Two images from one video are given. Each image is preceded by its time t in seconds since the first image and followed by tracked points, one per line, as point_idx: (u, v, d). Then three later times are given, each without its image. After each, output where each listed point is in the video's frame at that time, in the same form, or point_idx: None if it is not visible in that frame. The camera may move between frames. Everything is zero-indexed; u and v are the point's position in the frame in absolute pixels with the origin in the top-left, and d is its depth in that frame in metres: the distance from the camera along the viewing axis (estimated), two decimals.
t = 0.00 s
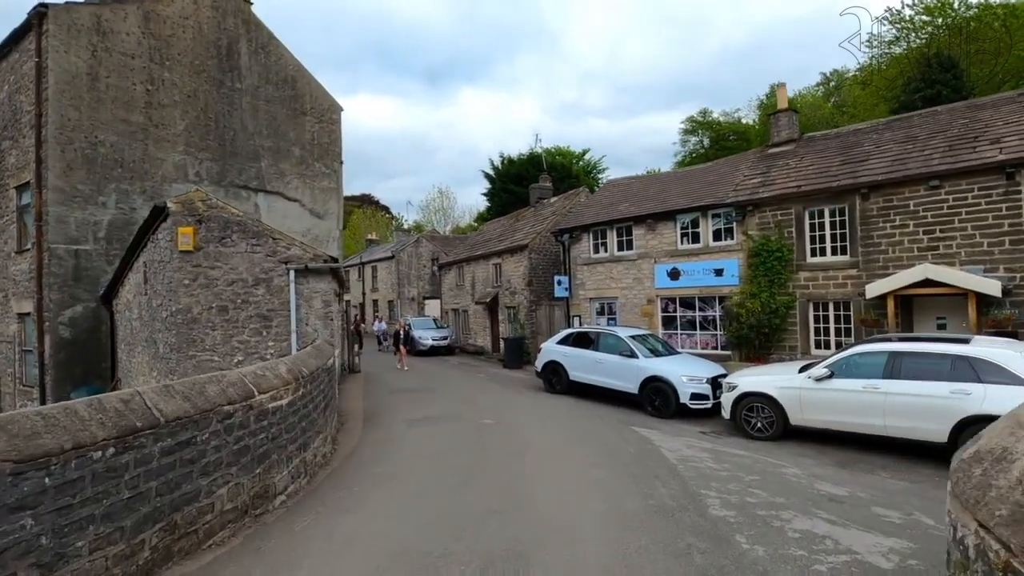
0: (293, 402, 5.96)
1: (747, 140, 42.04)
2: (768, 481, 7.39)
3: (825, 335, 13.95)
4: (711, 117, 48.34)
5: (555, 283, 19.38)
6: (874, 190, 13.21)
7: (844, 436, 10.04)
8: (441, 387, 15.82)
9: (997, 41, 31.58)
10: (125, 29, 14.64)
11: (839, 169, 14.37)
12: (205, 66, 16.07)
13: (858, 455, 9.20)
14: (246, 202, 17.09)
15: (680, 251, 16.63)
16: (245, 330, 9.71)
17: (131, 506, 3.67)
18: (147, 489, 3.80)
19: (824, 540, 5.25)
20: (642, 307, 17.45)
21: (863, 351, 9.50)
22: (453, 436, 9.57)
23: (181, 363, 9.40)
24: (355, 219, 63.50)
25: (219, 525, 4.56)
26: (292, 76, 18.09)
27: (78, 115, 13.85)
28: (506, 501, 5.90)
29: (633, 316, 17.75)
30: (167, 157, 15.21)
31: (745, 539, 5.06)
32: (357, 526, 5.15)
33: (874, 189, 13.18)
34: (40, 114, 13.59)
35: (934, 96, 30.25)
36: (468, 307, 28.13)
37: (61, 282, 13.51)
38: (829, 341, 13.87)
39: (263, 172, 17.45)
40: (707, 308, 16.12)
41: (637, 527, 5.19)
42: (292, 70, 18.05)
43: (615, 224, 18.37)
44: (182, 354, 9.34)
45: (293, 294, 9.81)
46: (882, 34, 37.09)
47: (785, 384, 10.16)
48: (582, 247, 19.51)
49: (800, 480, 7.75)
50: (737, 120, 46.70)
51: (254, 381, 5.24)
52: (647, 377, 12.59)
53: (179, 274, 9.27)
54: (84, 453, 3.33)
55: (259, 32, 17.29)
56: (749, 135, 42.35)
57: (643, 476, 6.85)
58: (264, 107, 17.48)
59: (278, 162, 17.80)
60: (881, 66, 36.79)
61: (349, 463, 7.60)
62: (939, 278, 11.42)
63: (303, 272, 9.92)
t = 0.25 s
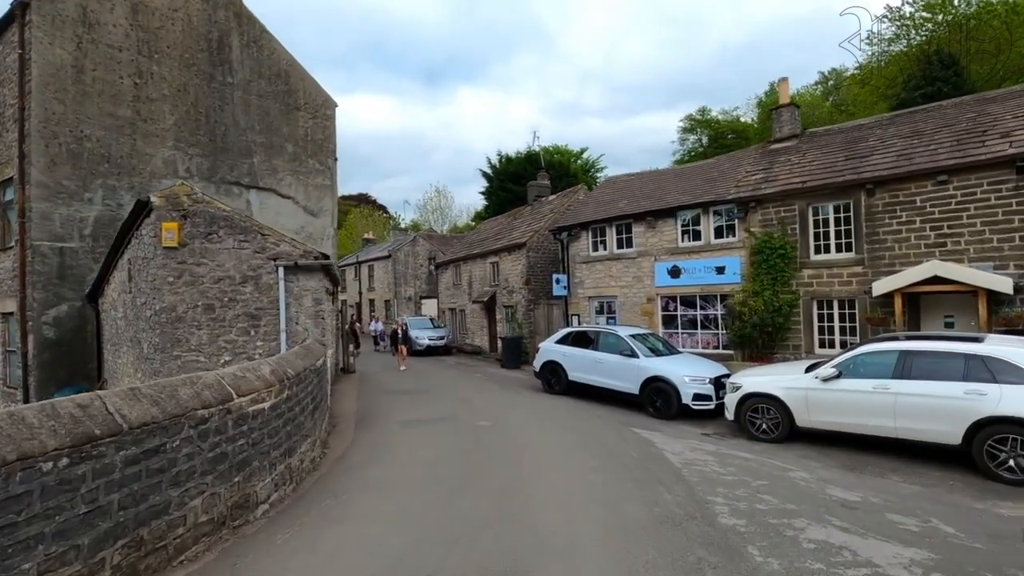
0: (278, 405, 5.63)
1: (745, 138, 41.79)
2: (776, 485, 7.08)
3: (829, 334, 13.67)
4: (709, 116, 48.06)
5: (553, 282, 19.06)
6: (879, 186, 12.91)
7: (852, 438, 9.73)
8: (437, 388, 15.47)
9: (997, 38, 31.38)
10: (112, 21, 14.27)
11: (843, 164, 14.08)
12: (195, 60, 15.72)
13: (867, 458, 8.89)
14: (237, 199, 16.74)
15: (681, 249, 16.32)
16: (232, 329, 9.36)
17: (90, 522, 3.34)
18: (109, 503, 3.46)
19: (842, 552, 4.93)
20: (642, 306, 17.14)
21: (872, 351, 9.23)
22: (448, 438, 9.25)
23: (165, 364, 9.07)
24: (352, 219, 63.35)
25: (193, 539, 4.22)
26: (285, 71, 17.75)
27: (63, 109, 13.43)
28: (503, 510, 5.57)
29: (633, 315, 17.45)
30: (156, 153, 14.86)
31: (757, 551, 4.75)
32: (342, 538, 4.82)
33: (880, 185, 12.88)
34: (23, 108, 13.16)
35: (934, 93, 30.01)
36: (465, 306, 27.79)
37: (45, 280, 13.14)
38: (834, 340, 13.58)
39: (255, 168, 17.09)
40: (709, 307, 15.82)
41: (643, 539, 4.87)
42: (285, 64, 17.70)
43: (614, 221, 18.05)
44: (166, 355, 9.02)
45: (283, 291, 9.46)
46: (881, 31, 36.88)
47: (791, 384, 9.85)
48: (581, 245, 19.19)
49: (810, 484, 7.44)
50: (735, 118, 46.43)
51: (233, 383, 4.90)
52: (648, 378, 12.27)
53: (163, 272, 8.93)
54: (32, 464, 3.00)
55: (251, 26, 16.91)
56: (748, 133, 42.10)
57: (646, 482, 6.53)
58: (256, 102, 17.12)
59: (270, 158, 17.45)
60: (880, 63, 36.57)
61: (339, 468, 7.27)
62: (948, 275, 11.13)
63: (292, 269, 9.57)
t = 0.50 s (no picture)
0: (253, 408, 5.19)
1: (745, 135, 41.38)
2: (788, 492, 6.67)
3: (836, 331, 13.28)
4: (709, 112, 47.63)
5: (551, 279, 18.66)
6: (888, 178, 12.51)
7: (864, 440, 9.34)
8: (432, 388, 15.05)
9: (1001, 33, 30.97)
10: (94, 9, 13.90)
11: (850, 157, 13.68)
12: (183, 51, 15.30)
13: (880, 462, 8.49)
14: (227, 194, 16.32)
15: (683, 245, 15.92)
16: (215, 328, 8.93)
17: (21, 545, 2.91)
18: (46, 522, 3.04)
19: (865, 568, 4.52)
20: (643, 303, 16.76)
21: (885, 349, 8.82)
22: (442, 441, 8.82)
23: (144, 363, 8.67)
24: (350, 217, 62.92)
25: (151, 559, 3.80)
26: (276, 63, 17.33)
27: (43, 99, 13.14)
28: (498, 523, 5.15)
29: (633, 313, 17.05)
30: (141, 146, 14.48)
31: (776, 568, 4.33)
32: (321, 556, 4.40)
33: (889, 177, 12.47)
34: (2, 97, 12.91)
35: (936, 88, 29.63)
36: (462, 304, 27.38)
37: (24, 278, 12.95)
38: (840, 338, 13.19)
39: (246, 163, 16.67)
40: (711, 304, 15.42)
41: (651, 556, 4.44)
42: (277, 56, 17.27)
43: (614, 217, 17.65)
44: (145, 354, 8.63)
45: (269, 287, 9.01)
46: (883, 27, 36.48)
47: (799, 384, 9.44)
48: (580, 242, 18.78)
49: (823, 490, 7.03)
50: (735, 115, 46.02)
51: (201, 385, 4.47)
52: (650, 377, 11.87)
53: (141, 267, 8.52)
54: None
55: (241, 16, 16.46)
56: (748, 130, 41.69)
57: (652, 490, 6.12)
58: (246, 95, 16.69)
59: (261, 153, 17.04)
60: (882, 59, 36.18)
61: (324, 475, 6.84)
62: (961, 271, 10.71)
63: (278, 264, 9.13)
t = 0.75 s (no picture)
0: (227, 420, 4.82)
1: (745, 134, 41.03)
2: (797, 505, 6.32)
3: (840, 333, 12.94)
4: (708, 111, 47.28)
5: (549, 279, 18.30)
6: (895, 175, 12.17)
7: (873, 446, 8.99)
8: (427, 391, 14.73)
9: (1004, 30, 30.63)
10: (78, 2, 13.65)
11: (856, 154, 13.34)
12: (171, 45, 14.96)
13: (891, 470, 8.15)
14: (217, 192, 15.95)
15: (683, 244, 15.57)
16: (197, 331, 8.56)
17: None
18: None
19: None
20: (642, 304, 16.42)
21: (896, 352, 8.48)
22: (433, 448, 8.45)
23: (123, 367, 8.33)
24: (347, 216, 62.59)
25: None
26: (268, 59, 16.96)
27: (25, 94, 13.01)
28: (491, 544, 4.79)
29: (633, 314, 16.70)
30: (128, 143, 14.21)
31: None
32: None
33: (895, 174, 12.14)
34: None
35: (938, 86, 29.30)
36: (459, 305, 27.02)
37: (6, 278, 12.98)
38: (845, 340, 12.86)
39: (236, 160, 16.30)
40: (713, 305, 15.08)
41: None
42: (269, 52, 16.90)
43: (613, 216, 17.31)
44: (124, 358, 8.28)
45: (253, 288, 8.64)
46: (884, 24, 36.15)
47: (806, 388, 9.10)
48: (578, 241, 18.43)
49: (833, 501, 6.69)
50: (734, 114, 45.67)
51: (165, 396, 4.10)
52: (650, 381, 11.53)
53: (119, 267, 8.16)
54: None
55: (231, 11, 16.09)
56: (748, 129, 41.35)
57: (654, 505, 5.76)
58: (237, 91, 16.33)
59: (252, 150, 16.69)
60: (883, 57, 35.84)
61: (306, 487, 6.46)
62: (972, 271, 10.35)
63: (264, 265, 8.76)
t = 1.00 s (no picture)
0: (189, 425, 4.41)
1: (742, 133, 40.80)
2: (806, 512, 5.95)
3: (843, 331, 12.61)
4: (705, 110, 47.01)
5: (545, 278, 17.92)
6: (899, 170, 11.85)
7: (880, 449, 8.63)
8: (419, 392, 14.32)
9: (1001, 28, 30.44)
10: None
11: (858, 149, 13.02)
12: (154, 36, 14.55)
13: (901, 474, 7.79)
14: (202, 188, 15.52)
15: (681, 242, 15.22)
16: (173, 329, 8.14)
17: None
18: None
19: None
20: (640, 303, 16.06)
21: (905, 351, 8.14)
22: (421, 452, 8.04)
23: (93, 368, 7.91)
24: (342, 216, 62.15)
25: None
26: (256, 52, 16.55)
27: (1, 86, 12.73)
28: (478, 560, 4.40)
29: (630, 313, 16.33)
30: (108, 137, 13.83)
31: None
32: None
33: (900, 169, 11.81)
34: None
35: (936, 84, 29.09)
36: (453, 305, 26.62)
37: None
38: (848, 339, 12.52)
39: (222, 156, 15.86)
40: (712, 304, 14.71)
41: None
42: (257, 45, 16.48)
43: (609, 213, 16.95)
44: (94, 358, 7.88)
45: (232, 285, 8.21)
46: (881, 23, 35.97)
47: (811, 389, 8.74)
48: (574, 239, 18.06)
49: (843, 508, 6.31)
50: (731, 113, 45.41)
51: (115, 398, 3.69)
52: (648, 382, 11.16)
53: (89, 262, 7.74)
54: None
55: (218, 2, 15.67)
56: (745, 128, 41.11)
57: (655, 515, 5.38)
58: (224, 85, 15.90)
59: (240, 146, 16.27)
60: (880, 56, 35.65)
61: (283, 496, 6.04)
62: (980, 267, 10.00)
63: (244, 260, 8.34)
